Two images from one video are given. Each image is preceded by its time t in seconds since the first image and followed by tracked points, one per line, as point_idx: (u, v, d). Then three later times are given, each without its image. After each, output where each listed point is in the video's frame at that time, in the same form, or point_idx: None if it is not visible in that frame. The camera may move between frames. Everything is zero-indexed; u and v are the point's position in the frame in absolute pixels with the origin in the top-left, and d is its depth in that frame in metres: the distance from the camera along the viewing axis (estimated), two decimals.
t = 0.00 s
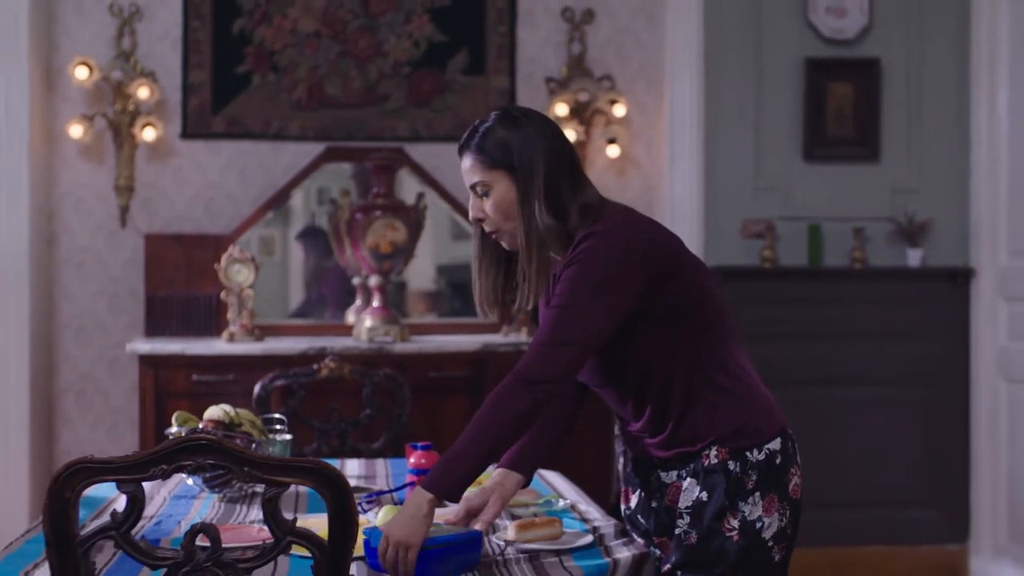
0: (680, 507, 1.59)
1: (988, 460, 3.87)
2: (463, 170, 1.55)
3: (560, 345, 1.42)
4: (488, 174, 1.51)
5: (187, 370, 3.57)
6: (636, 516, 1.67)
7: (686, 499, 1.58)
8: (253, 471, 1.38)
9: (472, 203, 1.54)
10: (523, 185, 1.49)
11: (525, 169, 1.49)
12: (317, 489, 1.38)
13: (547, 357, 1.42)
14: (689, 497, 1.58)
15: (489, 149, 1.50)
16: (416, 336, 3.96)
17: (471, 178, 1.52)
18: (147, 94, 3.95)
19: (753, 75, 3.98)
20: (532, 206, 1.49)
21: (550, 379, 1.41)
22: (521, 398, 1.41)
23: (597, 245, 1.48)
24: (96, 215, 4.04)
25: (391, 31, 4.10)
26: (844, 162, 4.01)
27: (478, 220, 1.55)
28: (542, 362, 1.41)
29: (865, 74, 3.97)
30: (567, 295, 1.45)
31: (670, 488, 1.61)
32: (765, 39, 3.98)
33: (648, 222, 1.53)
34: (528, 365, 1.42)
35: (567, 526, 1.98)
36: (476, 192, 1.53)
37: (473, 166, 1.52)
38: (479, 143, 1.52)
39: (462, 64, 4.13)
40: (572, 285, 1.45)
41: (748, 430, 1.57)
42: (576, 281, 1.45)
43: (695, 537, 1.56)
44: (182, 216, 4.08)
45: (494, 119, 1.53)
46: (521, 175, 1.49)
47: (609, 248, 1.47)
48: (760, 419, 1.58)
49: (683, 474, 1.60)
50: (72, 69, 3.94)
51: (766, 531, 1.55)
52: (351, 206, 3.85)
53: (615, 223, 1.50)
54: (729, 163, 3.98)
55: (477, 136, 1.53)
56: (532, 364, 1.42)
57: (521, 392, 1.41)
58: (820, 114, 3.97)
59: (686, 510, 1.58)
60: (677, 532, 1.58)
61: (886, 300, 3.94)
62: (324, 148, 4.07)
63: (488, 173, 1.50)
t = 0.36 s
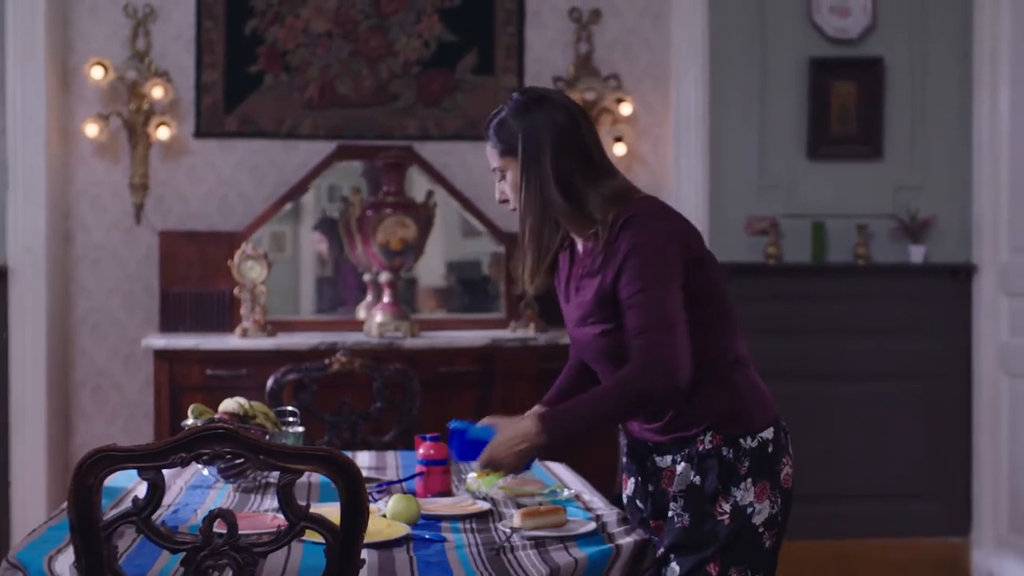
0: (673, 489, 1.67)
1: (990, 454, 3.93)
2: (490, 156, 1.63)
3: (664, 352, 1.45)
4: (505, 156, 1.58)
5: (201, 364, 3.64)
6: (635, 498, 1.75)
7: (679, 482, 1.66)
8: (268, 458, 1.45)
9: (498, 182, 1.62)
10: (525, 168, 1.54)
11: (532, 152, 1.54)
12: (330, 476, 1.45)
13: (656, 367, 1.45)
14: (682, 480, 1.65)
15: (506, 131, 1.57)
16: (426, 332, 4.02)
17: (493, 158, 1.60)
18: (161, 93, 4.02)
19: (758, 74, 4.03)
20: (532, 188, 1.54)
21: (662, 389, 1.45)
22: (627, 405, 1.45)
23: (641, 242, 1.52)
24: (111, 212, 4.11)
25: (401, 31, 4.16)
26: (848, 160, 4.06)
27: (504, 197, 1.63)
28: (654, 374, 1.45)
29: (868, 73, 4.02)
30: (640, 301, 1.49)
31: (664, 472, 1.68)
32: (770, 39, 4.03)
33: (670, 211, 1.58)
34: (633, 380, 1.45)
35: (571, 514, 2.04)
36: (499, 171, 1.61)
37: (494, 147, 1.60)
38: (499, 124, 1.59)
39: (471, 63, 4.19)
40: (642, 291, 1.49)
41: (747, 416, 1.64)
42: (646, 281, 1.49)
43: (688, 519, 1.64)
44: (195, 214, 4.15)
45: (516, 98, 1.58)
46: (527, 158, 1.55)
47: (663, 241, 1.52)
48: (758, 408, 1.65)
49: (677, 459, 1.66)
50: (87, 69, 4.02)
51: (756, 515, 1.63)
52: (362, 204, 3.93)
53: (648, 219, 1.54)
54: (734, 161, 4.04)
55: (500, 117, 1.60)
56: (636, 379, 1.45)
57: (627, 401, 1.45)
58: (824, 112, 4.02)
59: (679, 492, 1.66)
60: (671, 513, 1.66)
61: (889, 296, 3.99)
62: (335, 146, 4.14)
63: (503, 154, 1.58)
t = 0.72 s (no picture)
0: (678, 465, 1.75)
1: (992, 450, 3.99)
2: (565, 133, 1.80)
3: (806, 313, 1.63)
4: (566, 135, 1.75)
5: (215, 361, 3.71)
6: (636, 479, 1.83)
7: (686, 458, 1.74)
8: (283, 449, 1.52)
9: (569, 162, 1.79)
10: (590, 143, 1.72)
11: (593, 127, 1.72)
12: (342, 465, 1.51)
13: (803, 329, 1.63)
14: (690, 457, 1.73)
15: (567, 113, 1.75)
16: (436, 330, 4.09)
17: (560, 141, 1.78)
18: (176, 95, 4.10)
19: (763, 76, 4.09)
20: (599, 155, 1.71)
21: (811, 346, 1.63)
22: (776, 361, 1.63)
23: (746, 215, 1.67)
24: (126, 211, 4.19)
25: (411, 33, 4.23)
26: (851, 161, 4.12)
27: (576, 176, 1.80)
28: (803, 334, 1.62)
29: (871, 75, 4.08)
30: (765, 269, 1.65)
31: (672, 450, 1.76)
32: (775, 41, 4.09)
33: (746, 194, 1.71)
34: (782, 342, 1.62)
35: (576, 505, 2.11)
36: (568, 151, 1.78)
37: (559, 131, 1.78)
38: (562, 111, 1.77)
39: (480, 65, 4.26)
40: (767, 260, 1.65)
41: (758, 409, 1.73)
42: (769, 251, 1.65)
43: (691, 492, 1.72)
44: (209, 213, 4.22)
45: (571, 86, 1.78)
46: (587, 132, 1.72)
47: (762, 214, 1.68)
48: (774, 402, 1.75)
49: (687, 438, 1.74)
50: (103, 71, 4.09)
51: (757, 501, 1.71)
52: (373, 204, 3.99)
53: (739, 193, 1.68)
54: (738, 162, 4.10)
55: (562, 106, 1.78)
56: (782, 340, 1.62)
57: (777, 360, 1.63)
58: (828, 113, 4.08)
59: (684, 468, 1.74)
60: (673, 486, 1.74)
61: (893, 294, 4.04)
62: (346, 147, 4.20)
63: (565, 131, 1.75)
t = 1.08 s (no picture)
0: (712, 456, 1.81)
1: (996, 447, 4.04)
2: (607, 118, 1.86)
3: (841, 307, 1.80)
4: (619, 116, 1.83)
5: (230, 359, 3.78)
6: (660, 475, 1.89)
7: (720, 448, 1.80)
8: (299, 441, 1.58)
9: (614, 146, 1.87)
10: (665, 124, 1.81)
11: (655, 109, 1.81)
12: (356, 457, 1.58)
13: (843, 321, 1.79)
14: (724, 446, 1.80)
15: (623, 94, 1.83)
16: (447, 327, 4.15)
17: (608, 124, 1.86)
18: (192, 96, 4.17)
19: (768, 77, 4.15)
20: (666, 137, 1.81)
21: (845, 337, 1.79)
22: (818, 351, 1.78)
23: (790, 213, 1.80)
24: (143, 211, 4.26)
25: (423, 35, 4.29)
26: (857, 161, 4.18)
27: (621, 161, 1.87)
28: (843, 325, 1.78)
29: (876, 76, 4.14)
30: (808, 265, 1.80)
31: (703, 442, 1.82)
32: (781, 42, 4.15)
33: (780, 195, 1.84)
34: (827, 334, 1.77)
35: (582, 497, 2.17)
36: (616, 135, 1.85)
37: (608, 113, 1.86)
38: (614, 94, 1.85)
39: (491, 67, 4.32)
40: (809, 257, 1.79)
41: (785, 399, 1.82)
42: (813, 249, 1.80)
43: (729, 481, 1.78)
44: (224, 213, 4.29)
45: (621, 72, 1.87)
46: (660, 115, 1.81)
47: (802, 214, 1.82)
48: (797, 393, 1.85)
49: (718, 430, 1.81)
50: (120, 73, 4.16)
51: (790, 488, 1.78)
52: (385, 203, 4.06)
53: (781, 194, 1.81)
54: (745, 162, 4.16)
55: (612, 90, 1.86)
56: (829, 328, 1.77)
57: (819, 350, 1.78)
58: (834, 113, 4.14)
59: (719, 458, 1.80)
60: (710, 477, 1.80)
61: (898, 293, 4.09)
62: (358, 147, 4.27)
63: (620, 112, 1.83)
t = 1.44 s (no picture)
0: (744, 458, 1.76)
1: (1000, 443, 4.08)
2: (636, 104, 1.74)
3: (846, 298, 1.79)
4: (660, 100, 1.72)
5: (245, 356, 3.84)
6: (679, 476, 1.83)
7: (753, 450, 1.75)
8: (315, 433, 1.64)
9: (644, 135, 1.74)
10: (706, 115, 1.75)
11: (697, 94, 1.75)
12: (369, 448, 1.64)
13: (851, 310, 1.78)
14: (756, 448, 1.75)
15: (661, 78, 1.73)
16: (458, 325, 4.21)
17: (640, 111, 1.73)
18: (207, 98, 4.24)
19: (774, 79, 4.21)
20: (711, 121, 1.74)
21: (852, 325, 1.78)
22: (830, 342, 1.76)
23: (804, 209, 1.75)
24: (159, 211, 4.33)
25: (434, 38, 4.36)
26: (862, 161, 4.23)
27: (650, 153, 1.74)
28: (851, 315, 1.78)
29: (881, 77, 4.19)
30: (818, 259, 1.76)
31: (730, 443, 1.78)
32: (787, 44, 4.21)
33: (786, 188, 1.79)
34: (839, 325, 1.76)
35: (588, 489, 2.24)
36: (651, 122, 1.73)
37: (640, 100, 1.74)
38: (644, 82, 1.75)
39: (501, 68, 4.38)
40: (820, 251, 1.76)
41: (803, 393, 1.79)
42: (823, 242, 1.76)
43: (771, 484, 1.73)
44: (239, 212, 4.36)
45: (640, 62, 1.77)
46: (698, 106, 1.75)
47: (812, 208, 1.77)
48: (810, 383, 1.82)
49: (746, 430, 1.77)
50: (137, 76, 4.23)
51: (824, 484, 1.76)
52: (397, 203, 4.12)
53: (793, 189, 1.76)
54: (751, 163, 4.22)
55: (637, 80, 1.76)
56: (839, 324, 1.76)
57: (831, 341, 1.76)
58: (839, 114, 4.20)
59: (754, 459, 1.75)
60: (749, 481, 1.74)
61: (902, 291, 4.14)
62: (370, 148, 4.34)
63: (662, 95, 1.73)
